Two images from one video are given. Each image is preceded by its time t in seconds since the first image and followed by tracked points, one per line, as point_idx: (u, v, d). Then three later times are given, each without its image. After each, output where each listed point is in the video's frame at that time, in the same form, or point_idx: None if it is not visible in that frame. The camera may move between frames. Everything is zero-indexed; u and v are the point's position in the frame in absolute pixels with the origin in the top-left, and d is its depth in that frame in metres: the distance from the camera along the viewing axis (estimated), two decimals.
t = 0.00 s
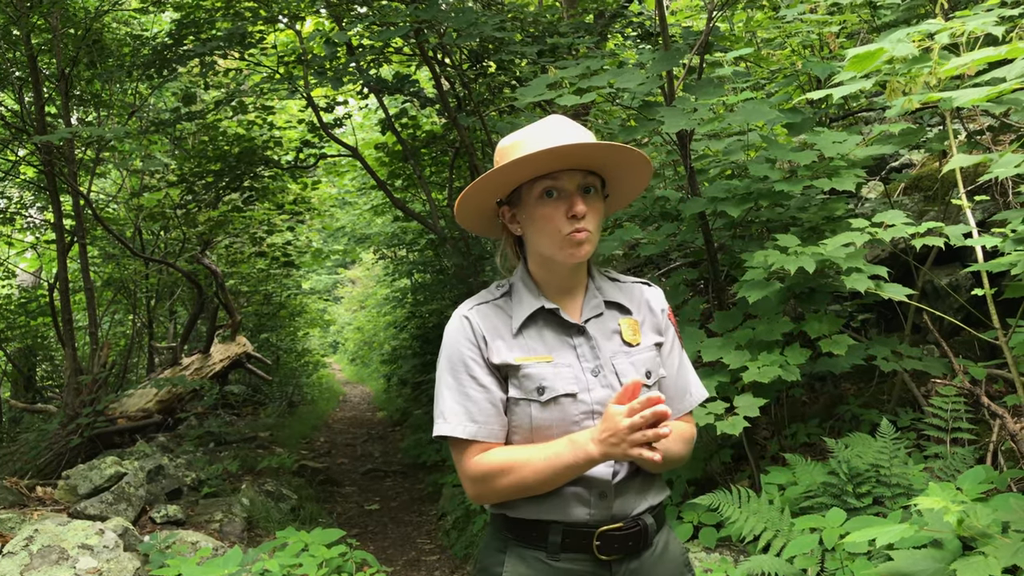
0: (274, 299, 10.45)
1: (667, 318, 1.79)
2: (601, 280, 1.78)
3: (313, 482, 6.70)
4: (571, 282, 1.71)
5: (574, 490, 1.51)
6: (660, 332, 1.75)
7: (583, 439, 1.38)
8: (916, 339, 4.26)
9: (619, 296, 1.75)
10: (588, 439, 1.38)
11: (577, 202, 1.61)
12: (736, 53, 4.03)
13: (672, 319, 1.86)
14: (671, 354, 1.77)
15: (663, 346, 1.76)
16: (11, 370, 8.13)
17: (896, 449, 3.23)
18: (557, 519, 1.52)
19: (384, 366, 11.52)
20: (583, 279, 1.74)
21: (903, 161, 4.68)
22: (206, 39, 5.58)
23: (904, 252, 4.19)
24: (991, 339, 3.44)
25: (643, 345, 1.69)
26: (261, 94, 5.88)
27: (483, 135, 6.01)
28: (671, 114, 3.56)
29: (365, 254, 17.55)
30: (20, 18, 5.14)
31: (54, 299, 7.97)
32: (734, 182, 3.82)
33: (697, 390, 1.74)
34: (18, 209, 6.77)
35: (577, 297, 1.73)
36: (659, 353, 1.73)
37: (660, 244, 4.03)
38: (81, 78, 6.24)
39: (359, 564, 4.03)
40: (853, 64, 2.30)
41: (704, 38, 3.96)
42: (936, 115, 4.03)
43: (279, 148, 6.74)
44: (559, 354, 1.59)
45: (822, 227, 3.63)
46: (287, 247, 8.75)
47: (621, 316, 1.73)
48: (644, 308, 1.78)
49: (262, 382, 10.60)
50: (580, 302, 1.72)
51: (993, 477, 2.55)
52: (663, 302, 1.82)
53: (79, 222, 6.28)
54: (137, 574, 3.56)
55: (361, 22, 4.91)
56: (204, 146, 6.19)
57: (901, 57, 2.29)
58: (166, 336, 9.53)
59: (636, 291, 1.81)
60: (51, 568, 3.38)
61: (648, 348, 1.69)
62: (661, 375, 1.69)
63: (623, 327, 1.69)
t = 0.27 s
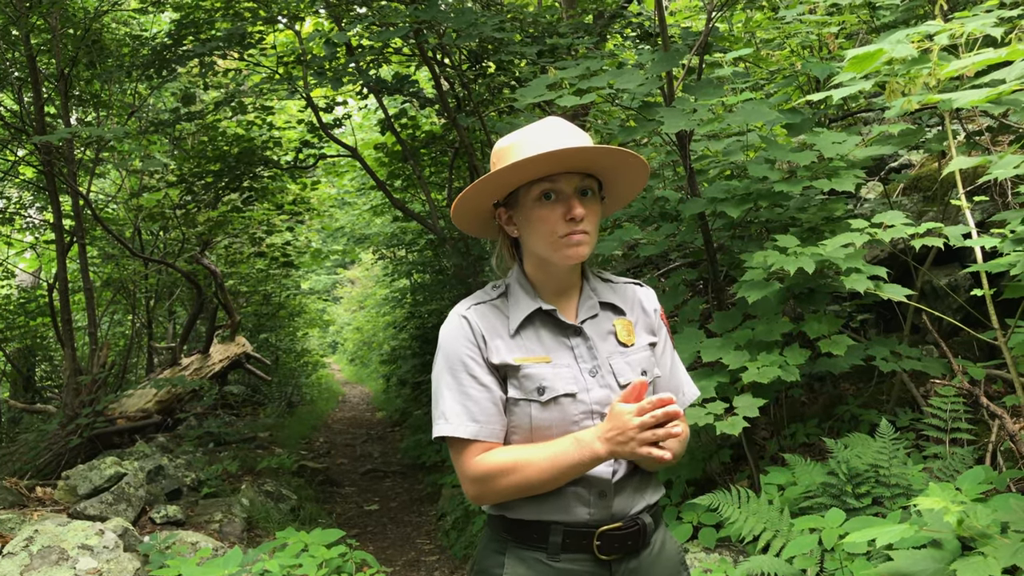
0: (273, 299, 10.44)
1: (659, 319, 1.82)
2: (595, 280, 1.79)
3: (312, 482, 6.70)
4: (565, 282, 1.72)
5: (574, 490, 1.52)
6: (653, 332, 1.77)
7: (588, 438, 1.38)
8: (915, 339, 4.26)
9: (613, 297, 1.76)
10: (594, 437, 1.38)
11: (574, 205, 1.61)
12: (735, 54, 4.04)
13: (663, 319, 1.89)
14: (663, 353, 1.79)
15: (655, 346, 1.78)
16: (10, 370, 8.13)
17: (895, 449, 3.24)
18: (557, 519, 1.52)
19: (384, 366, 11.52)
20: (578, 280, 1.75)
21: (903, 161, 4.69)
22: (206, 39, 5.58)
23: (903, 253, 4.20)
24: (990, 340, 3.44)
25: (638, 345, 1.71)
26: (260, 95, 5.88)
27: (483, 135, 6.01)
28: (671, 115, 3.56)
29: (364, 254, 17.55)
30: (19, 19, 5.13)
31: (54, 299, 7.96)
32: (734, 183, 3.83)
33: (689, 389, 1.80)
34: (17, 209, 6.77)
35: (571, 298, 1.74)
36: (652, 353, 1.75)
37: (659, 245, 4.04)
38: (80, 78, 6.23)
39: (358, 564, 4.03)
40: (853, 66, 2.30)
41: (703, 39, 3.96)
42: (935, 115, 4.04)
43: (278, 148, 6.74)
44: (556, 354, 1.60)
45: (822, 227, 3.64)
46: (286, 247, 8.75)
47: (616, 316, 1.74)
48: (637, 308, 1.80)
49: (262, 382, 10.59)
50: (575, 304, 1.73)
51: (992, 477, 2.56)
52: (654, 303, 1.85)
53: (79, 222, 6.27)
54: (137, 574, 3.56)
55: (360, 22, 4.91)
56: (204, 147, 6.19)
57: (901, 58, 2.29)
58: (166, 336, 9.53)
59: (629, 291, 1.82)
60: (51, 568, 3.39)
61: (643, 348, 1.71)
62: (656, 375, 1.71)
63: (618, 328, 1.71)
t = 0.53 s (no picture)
0: (272, 298, 10.44)
1: (654, 317, 1.83)
2: (589, 279, 1.81)
3: (311, 482, 6.69)
4: (558, 282, 1.72)
5: (571, 488, 1.51)
6: (647, 330, 1.78)
7: (590, 438, 1.34)
8: (914, 339, 4.27)
9: (607, 295, 1.78)
10: (596, 438, 1.33)
11: (572, 206, 1.61)
12: (735, 54, 4.04)
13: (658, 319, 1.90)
14: (659, 351, 1.79)
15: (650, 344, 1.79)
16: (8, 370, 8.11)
17: (894, 448, 3.24)
18: (554, 519, 1.51)
19: (382, 366, 11.52)
20: (571, 280, 1.75)
21: (901, 161, 4.69)
22: (205, 38, 5.57)
23: (902, 252, 4.20)
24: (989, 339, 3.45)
25: (632, 341, 1.71)
26: (259, 94, 5.88)
27: (482, 135, 6.01)
28: (670, 115, 3.56)
29: (363, 254, 17.54)
30: (18, 18, 5.13)
31: (52, 299, 7.95)
32: (734, 183, 3.83)
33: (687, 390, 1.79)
34: (15, 209, 6.76)
35: (564, 297, 1.74)
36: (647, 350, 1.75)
37: (659, 245, 4.03)
38: (79, 78, 6.23)
39: (358, 564, 4.03)
40: (852, 65, 2.30)
41: (703, 38, 3.96)
42: (934, 115, 4.04)
43: (277, 148, 6.74)
44: (551, 349, 1.60)
45: (821, 226, 3.64)
46: (285, 247, 8.74)
47: (610, 314, 1.75)
48: (631, 307, 1.81)
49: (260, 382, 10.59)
50: (569, 302, 1.74)
51: (991, 476, 2.56)
52: (648, 302, 1.86)
53: (78, 222, 6.27)
54: (136, 574, 3.56)
55: (360, 22, 4.91)
56: (203, 146, 6.19)
57: (901, 58, 2.29)
58: (164, 336, 9.52)
59: (624, 291, 1.84)
60: (50, 568, 3.38)
61: (637, 344, 1.71)
62: (651, 371, 1.71)
63: (612, 324, 1.71)
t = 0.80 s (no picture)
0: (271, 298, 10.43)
1: (649, 317, 1.83)
2: (581, 281, 1.81)
3: (310, 482, 6.68)
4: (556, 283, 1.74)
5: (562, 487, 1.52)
6: (642, 330, 1.78)
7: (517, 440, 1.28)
8: (912, 339, 4.27)
9: (600, 297, 1.78)
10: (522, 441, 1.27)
11: (585, 211, 1.64)
12: (733, 54, 4.04)
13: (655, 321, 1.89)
14: (656, 350, 1.78)
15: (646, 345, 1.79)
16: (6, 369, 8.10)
17: (892, 448, 3.25)
18: (546, 518, 1.52)
19: (381, 366, 11.53)
20: (567, 279, 1.77)
21: (900, 161, 4.69)
22: (203, 38, 5.57)
23: (901, 252, 4.21)
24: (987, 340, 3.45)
25: (624, 341, 1.72)
26: (258, 94, 5.88)
27: (481, 135, 6.01)
28: (669, 115, 3.56)
29: (362, 254, 17.54)
30: (16, 18, 5.12)
31: (51, 299, 7.94)
32: (732, 183, 3.83)
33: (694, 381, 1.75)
34: (13, 209, 6.75)
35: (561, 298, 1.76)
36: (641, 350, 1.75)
37: (657, 245, 4.04)
38: (77, 78, 6.22)
39: (356, 564, 4.02)
40: (851, 66, 2.30)
41: (701, 38, 3.96)
42: (933, 115, 4.04)
43: (276, 148, 6.74)
44: (542, 349, 1.61)
45: (820, 227, 3.64)
46: (284, 246, 8.74)
47: (603, 314, 1.76)
48: (625, 308, 1.81)
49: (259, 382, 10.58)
50: (563, 304, 1.74)
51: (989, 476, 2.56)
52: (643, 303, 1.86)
53: (76, 222, 6.26)
54: (134, 574, 3.55)
55: (359, 22, 4.91)
56: (201, 146, 6.19)
57: (899, 58, 2.29)
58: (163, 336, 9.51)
59: (618, 293, 1.84)
60: (48, 568, 3.38)
61: (630, 344, 1.72)
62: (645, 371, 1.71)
63: (604, 325, 1.72)
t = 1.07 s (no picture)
0: (271, 299, 10.43)
1: (655, 320, 1.81)
2: (585, 283, 1.81)
3: (310, 483, 6.69)
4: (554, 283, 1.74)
5: (556, 488, 1.52)
6: (646, 333, 1.76)
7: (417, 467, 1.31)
8: (912, 339, 4.28)
9: (603, 298, 1.77)
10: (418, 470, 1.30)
11: (581, 208, 1.64)
12: (733, 54, 4.05)
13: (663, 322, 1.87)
14: (661, 352, 1.76)
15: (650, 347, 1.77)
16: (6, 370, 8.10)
17: (892, 448, 3.25)
18: (540, 518, 1.52)
19: (381, 366, 11.53)
20: (567, 282, 1.76)
21: (899, 161, 4.70)
22: (203, 39, 5.57)
23: (900, 253, 4.21)
24: (987, 340, 3.45)
25: (625, 345, 1.70)
26: (258, 95, 5.88)
27: (480, 135, 6.02)
28: (668, 116, 3.57)
29: (362, 254, 17.54)
30: (16, 19, 5.12)
31: (51, 299, 7.95)
32: (732, 183, 3.83)
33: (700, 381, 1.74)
34: (14, 209, 6.75)
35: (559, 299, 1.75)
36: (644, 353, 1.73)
37: (657, 246, 4.05)
38: (77, 78, 6.22)
39: (356, 564, 4.03)
40: (850, 67, 2.30)
41: (701, 39, 3.96)
42: (932, 116, 4.05)
43: (276, 149, 6.74)
44: (539, 353, 1.62)
45: (819, 227, 3.65)
46: (284, 247, 8.74)
47: (605, 317, 1.75)
48: (630, 309, 1.79)
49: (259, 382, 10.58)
50: (564, 306, 1.74)
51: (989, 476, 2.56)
52: (650, 305, 1.84)
53: (76, 223, 6.26)
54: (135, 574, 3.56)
55: (359, 22, 4.91)
56: (201, 147, 6.19)
57: (898, 59, 2.30)
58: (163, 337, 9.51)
59: (623, 294, 1.82)
60: (49, 569, 3.38)
61: (631, 347, 1.70)
62: (647, 375, 1.69)
63: (605, 328, 1.72)
